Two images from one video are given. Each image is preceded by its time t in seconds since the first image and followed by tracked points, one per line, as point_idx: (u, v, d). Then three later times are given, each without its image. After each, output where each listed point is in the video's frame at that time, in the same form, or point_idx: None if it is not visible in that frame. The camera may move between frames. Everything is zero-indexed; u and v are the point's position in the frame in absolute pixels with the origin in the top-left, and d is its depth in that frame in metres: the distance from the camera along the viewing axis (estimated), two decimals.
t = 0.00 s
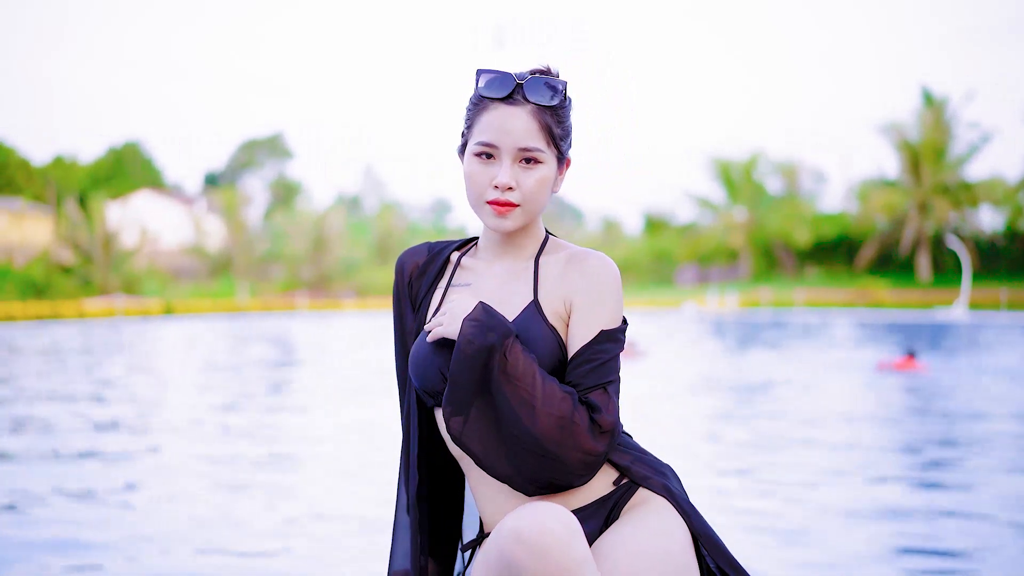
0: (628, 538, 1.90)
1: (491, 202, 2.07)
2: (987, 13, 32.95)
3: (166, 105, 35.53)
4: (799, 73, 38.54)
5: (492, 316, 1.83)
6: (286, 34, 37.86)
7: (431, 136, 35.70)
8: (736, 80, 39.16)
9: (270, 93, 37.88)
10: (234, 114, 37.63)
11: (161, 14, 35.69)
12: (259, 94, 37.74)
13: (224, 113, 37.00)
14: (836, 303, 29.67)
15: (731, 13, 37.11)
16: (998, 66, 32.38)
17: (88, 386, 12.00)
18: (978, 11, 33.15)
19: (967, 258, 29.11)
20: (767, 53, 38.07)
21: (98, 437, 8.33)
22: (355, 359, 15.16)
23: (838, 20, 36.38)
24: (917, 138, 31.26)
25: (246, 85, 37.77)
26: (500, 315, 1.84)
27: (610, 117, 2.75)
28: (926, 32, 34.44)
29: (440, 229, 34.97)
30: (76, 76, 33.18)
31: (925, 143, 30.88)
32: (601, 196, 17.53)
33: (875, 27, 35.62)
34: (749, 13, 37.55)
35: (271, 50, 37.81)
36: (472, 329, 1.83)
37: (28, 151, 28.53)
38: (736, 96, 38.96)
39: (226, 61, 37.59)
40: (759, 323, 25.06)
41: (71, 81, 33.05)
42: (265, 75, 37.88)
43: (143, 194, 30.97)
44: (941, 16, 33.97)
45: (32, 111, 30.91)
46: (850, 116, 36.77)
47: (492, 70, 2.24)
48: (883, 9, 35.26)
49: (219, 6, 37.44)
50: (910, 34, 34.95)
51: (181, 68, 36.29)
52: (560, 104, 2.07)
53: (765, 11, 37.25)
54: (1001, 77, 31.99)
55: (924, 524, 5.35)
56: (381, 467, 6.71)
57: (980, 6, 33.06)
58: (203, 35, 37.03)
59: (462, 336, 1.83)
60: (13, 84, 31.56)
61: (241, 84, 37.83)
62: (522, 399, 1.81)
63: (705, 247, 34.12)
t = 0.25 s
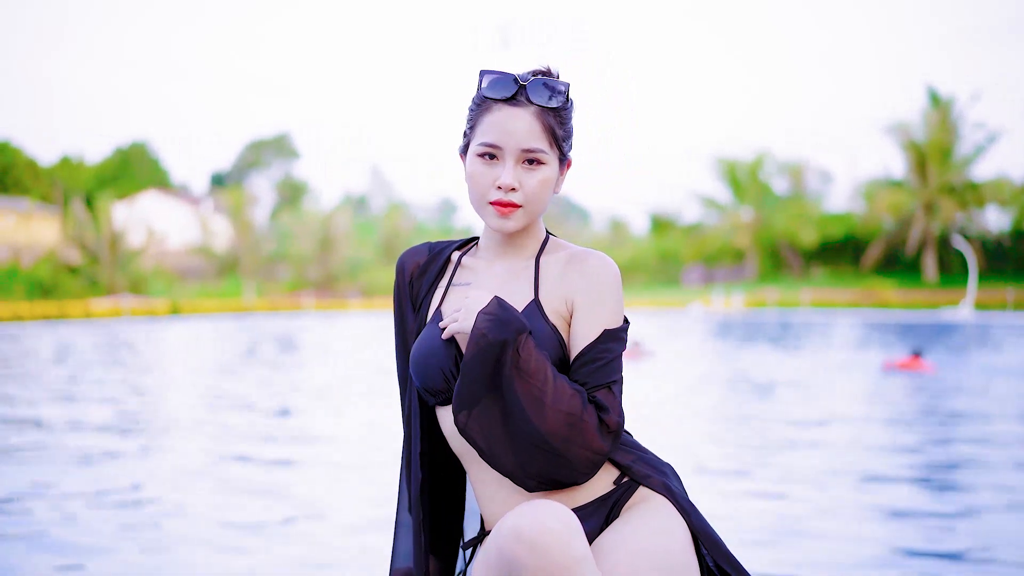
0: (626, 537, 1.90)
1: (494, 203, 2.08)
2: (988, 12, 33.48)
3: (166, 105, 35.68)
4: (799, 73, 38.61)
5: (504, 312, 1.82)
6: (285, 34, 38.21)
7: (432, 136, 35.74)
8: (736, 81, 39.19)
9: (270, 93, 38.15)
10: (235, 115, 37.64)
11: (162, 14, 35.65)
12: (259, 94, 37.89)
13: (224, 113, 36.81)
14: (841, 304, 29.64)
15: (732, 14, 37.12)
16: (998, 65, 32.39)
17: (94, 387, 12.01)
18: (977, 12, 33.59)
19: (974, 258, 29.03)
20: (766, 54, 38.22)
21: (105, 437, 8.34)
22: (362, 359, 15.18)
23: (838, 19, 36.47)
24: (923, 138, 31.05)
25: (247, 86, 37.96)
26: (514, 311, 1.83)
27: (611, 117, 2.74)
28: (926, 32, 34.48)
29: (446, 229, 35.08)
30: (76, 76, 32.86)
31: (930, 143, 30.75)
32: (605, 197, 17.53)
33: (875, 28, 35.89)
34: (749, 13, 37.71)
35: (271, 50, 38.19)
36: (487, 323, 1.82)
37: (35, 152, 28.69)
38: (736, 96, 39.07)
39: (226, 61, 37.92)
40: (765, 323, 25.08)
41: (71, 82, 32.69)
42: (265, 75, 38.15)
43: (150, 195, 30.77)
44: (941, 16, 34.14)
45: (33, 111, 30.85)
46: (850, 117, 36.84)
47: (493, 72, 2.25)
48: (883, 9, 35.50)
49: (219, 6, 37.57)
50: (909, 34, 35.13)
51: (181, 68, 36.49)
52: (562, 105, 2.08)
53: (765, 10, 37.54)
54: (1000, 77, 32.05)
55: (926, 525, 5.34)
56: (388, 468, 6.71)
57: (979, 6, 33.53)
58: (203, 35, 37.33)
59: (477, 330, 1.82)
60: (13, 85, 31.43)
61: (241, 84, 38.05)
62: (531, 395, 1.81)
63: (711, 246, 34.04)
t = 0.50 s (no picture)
0: (628, 535, 1.90)
1: (497, 202, 2.08)
2: (987, 13, 32.66)
3: (166, 105, 35.46)
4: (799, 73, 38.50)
5: (518, 308, 1.83)
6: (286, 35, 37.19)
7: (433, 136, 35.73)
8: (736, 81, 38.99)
9: (270, 94, 37.54)
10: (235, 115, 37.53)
11: (161, 14, 35.09)
12: (259, 95, 37.45)
13: (225, 113, 36.41)
14: (847, 304, 29.68)
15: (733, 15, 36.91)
16: (998, 66, 31.85)
17: (98, 386, 12.01)
18: (977, 11, 32.65)
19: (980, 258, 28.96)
20: (767, 54, 37.29)
21: (112, 437, 8.36)
22: (368, 359, 15.20)
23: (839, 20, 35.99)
24: (929, 138, 31.29)
25: (247, 86, 37.24)
26: (529, 306, 1.84)
27: (612, 117, 2.71)
28: (926, 33, 33.52)
29: (452, 229, 35.24)
30: (77, 77, 32.62)
31: (936, 143, 30.97)
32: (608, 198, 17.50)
33: (875, 28, 34.88)
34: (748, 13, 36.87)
35: (271, 51, 37.23)
36: (504, 317, 1.82)
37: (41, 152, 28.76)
38: (736, 96, 38.39)
39: (226, 61, 37.08)
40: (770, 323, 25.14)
41: (71, 82, 32.47)
42: (265, 75, 37.30)
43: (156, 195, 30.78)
44: (941, 16, 33.16)
45: (32, 112, 30.66)
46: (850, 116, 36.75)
47: (493, 72, 2.26)
48: (882, 9, 34.58)
49: (219, 6, 36.92)
50: (910, 34, 34.09)
51: (181, 68, 35.72)
52: (564, 105, 2.09)
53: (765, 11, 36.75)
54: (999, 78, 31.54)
55: (927, 524, 5.38)
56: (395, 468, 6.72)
57: (980, 6, 32.64)
58: (203, 35, 36.51)
59: (495, 324, 1.83)
60: (12, 84, 31.20)
61: (241, 84, 37.33)
62: (543, 390, 1.82)
63: (717, 247, 34.24)
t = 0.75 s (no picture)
0: (627, 536, 1.90)
1: (499, 203, 2.08)
2: (987, 13, 33.95)
3: (166, 105, 35.17)
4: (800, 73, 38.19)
5: (541, 304, 1.79)
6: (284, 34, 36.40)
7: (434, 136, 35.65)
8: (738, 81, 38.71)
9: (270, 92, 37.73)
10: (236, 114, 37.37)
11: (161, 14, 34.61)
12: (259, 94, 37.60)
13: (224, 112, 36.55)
14: (853, 304, 29.67)
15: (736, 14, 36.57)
16: (999, 66, 32.38)
17: (107, 387, 12.07)
18: (977, 11, 33.98)
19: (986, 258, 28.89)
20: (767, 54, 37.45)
21: (120, 437, 8.39)
22: (374, 359, 15.22)
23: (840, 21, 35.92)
24: (936, 138, 30.95)
25: (247, 86, 36.81)
26: (552, 304, 1.79)
27: (612, 116, 2.70)
28: (926, 32, 34.60)
29: (458, 229, 34.73)
30: (76, 77, 32.88)
31: (943, 143, 30.65)
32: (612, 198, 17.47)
33: (876, 27, 35.27)
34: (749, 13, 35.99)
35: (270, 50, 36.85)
36: (527, 314, 1.79)
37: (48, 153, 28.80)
38: (736, 96, 38.66)
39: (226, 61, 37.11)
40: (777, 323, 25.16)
41: (70, 82, 32.75)
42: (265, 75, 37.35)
43: (163, 195, 31.58)
44: (940, 16, 34.25)
45: (32, 112, 30.45)
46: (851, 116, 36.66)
47: (494, 71, 2.27)
48: (882, 9, 35.31)
49: (218, 6, 36.51)
50: (909, 33, 35.12)
51: (181, 68, 35.60)
52: (566, 106, 2.09)
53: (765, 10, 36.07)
54: (1000, 78, 31.90)
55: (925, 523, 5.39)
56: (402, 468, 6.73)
57: (979, 6, 33.96)
58: (202, 35, 35.84)
59: (517, 321, 1.79)
60: (12, 84, 31.61)
61: (242, 84, 36.85)
62: (564, 386, 1.81)
63: (723, 247, 34.04)
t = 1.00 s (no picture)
0: (624, 536, 1.91)
1: (500, 203, 2.08)
2: (987, 13, 33.57)
3: (166, 105, 35.39)
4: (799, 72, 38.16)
5: (568, 302, 1.77)
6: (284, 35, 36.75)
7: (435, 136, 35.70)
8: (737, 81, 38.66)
9: (270, 93, 37.81)
10: (235, 114, 37.42)
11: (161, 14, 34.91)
12: (259, 94, 37.71)
13: (225, 113, 36.55)
14: (858, 304, 29.78)
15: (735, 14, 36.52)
16: (998, 66, 32.24)
17: (112, 387, 12.10)
18: (977, 11, 33.51)
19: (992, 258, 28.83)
20: (766, 54, 37.25)
21: (124, 437, 8.40)
22: (378, 359, 15.25)
23: (838, 19, 35.98)
24: (942, 138, 31.04)
25: (246, 86, 37.75)
26: (578, 302, 1.77)
27: (611, 118, 2.69)
28: (926, 32, 34.06)
29: (464, 229, 34.90)
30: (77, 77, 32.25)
31: (949, 143, 30.72)
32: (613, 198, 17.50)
33: (875, 27, 35.19)
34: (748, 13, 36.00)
35: (271, 50, 37.51)
36: (555, 310, 1.76)
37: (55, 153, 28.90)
38: (736, 96, 38.58)
39: (226, 61, 37.42)
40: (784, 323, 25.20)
41: (71, 82, 32.10)
42: (265, 75, 37.91)
43: (169, 195, 31.07)
44: (940, 16, 33.74)
45: (32, 111, 30.18)
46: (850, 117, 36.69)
47: (492, 71, 2.28)
48: (882, 9, 34.85)
49: (218, 6, 36.89)
50: (909, 34, 34.58)
51: (181, 68, 35.86)
52: (564, 105, 2.10)
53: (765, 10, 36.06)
54: (1000, 77, 31.93)
55: (924, 522, 5.40)
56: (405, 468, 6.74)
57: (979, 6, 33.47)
58: (202, 35, 36.47)
59: (544, 319, 1.76)
60: (12, 84, 30.57)
61: (241, 84, 37.88)
62: (588, 381, 1.81)
63: (728, 247, 33.87)
